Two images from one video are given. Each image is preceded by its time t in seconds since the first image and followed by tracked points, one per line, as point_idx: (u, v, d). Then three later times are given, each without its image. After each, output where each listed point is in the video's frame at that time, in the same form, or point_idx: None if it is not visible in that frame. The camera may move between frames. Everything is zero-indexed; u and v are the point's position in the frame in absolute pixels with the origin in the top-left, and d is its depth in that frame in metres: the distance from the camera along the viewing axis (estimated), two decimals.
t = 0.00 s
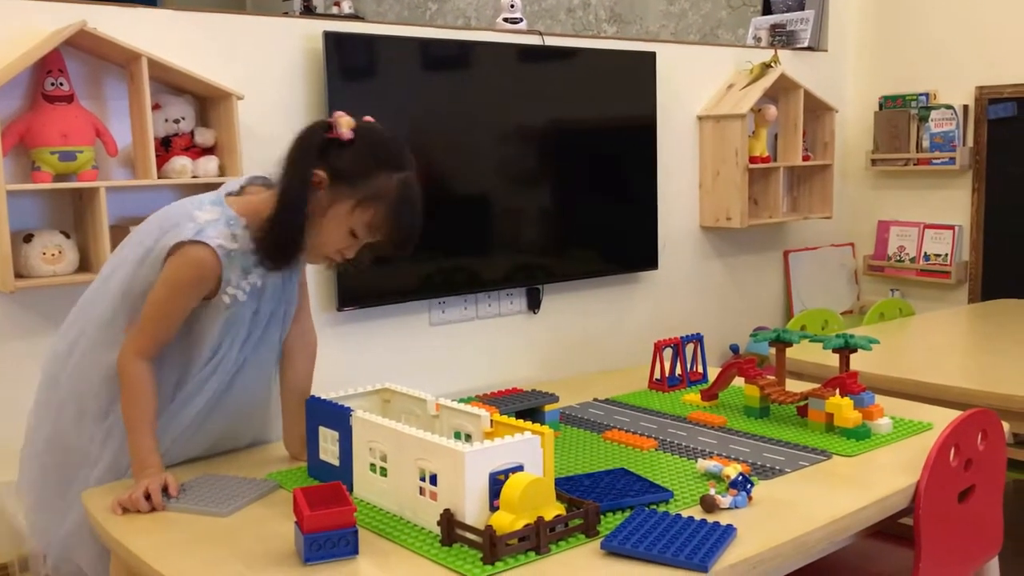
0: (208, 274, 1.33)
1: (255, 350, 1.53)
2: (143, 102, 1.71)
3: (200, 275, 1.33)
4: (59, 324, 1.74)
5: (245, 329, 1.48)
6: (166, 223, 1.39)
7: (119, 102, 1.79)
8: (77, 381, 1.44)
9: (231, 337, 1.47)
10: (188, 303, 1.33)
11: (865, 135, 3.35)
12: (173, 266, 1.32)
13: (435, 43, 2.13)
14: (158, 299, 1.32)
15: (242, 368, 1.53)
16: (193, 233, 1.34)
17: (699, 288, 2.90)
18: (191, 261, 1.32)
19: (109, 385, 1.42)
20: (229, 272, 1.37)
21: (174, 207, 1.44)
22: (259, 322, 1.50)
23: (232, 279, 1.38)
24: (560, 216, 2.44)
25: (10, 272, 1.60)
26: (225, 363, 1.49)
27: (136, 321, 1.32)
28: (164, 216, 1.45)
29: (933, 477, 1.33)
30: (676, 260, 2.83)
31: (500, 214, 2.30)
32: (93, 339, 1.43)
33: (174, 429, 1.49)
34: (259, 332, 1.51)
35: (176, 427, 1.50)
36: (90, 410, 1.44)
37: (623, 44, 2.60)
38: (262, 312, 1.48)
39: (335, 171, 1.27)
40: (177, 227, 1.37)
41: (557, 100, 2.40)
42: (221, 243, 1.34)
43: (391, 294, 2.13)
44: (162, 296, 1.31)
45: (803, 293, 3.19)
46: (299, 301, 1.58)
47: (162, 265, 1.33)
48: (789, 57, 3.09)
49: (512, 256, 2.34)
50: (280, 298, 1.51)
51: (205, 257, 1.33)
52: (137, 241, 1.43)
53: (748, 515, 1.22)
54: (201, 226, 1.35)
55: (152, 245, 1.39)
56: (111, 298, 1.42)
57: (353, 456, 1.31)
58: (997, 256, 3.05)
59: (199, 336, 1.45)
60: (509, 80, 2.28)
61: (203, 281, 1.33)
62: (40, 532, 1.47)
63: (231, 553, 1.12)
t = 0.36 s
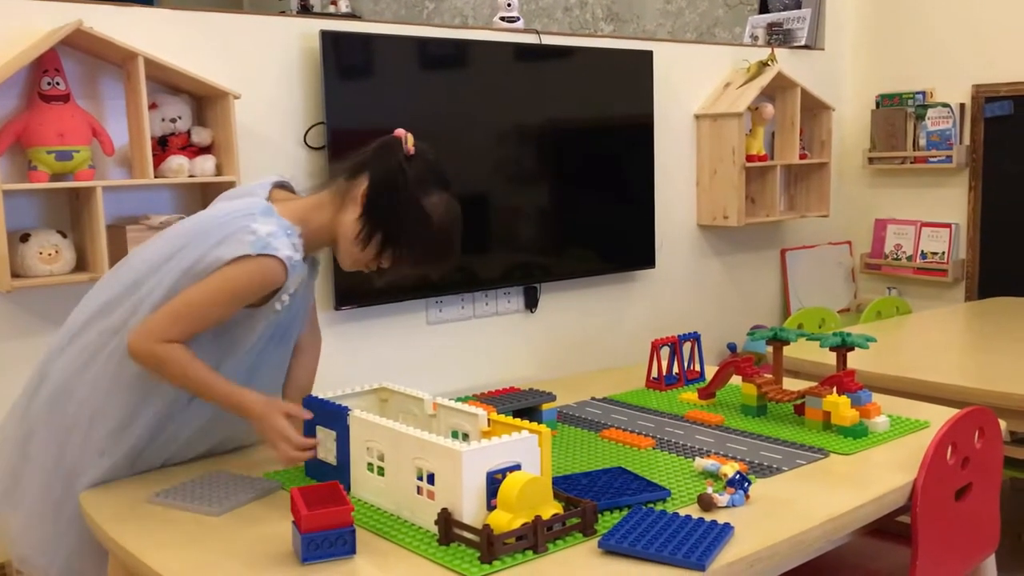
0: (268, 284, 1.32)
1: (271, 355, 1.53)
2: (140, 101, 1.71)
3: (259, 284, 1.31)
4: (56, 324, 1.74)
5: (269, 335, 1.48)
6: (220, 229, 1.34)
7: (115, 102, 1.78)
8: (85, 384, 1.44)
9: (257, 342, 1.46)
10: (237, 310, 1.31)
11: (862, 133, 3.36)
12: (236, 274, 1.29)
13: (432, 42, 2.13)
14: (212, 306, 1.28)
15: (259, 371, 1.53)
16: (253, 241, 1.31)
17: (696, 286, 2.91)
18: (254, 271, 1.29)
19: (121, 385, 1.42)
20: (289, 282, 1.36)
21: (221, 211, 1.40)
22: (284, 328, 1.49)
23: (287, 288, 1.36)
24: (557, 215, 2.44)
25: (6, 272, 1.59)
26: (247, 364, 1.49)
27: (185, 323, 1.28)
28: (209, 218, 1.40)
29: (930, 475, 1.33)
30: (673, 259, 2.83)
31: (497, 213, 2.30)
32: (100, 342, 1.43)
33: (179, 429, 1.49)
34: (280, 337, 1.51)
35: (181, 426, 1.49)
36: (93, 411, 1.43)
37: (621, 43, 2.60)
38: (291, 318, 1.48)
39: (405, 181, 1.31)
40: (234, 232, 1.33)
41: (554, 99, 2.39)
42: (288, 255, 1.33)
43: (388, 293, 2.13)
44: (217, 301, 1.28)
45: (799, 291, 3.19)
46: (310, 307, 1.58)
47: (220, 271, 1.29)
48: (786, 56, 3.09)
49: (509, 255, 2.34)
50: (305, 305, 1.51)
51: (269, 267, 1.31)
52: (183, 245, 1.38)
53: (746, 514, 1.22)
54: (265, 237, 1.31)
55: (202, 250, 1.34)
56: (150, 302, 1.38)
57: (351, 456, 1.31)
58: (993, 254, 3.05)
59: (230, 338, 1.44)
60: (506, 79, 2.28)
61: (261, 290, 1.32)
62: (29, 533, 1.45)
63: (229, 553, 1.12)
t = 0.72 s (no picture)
0: (279, 290, 1.32)
1: (275, 355, 1.54)
2: (138, 100, 1.71)
3: (270, 289, 1.31)
4: (54, 323, 1.74)
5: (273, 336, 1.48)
6: (230, 232, 1.34)
7: (114, 101, 1.78)
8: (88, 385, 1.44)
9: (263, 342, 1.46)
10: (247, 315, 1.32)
11: (861, 132, 3.36)
12: (248, 280, 1.29)
13: (431, 41, 2.13)
14: (224, 312, 1.29)
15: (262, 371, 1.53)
16: (264, 245, 1.31)
17: (695, 286, 2.90)
18: (264, 278, 1.30)
19: (124, 386, 1.42)
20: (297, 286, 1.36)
21: (230, 213, 1.40)
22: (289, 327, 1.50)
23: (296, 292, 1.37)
24: (556, 214, 2.44)
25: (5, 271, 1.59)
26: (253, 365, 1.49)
27: (196, 330, 1.29)
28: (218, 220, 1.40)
29: (928, 474, 1.33)
30: (672, 258, 2.83)
31: (496, 212, 2.30)
32: (105, 343, 1.43)
33: (182, 428, 1.50)
34: (284, 336, 1.52)
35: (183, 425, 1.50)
36: (96, 410, 1.43)
37: (620, 42, 2.60)
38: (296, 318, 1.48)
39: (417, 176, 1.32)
40: (243, 235, 1.33)
41: (553, 98, 2.39)
42: (298, 261, 1.33)
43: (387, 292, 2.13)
44: (228, 308, 1.28)
45: (798, 291, 3.19)
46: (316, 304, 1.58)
47: (231, 277, 1.29)
48: (785, 56, 3.09)
49: (508, 255, 2.34)
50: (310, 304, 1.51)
51: (280, 273, 1.31)
52: (193, 246, 1.37)
53: (744, 513, 1.22)
54: (275, 243, 1.32)
55: (213, 255, 1.34)
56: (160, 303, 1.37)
57: (349, 455, 1.31)
58: (992, 254, 3.05)
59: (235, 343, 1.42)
60: (505, 78, 2.28)
61: (272, 295, 1.32)
62: (28, 534, 1.44)
63: (226, 552, 1.12)
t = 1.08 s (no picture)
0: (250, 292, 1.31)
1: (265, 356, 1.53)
2: (136, 97, 1.71)
3: (239, 292, 1.30)
4: (52, 319, 1.73)
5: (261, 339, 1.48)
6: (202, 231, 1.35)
7: (112, 98, 1.78)
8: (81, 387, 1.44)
9: (247, 343, 1.45)
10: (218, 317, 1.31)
11: (859, 132, 3.36)
12: (214, 280, 1.28)
13: (430, 39, 2.13)
14: (192, 316, 1.28)
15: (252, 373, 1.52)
16: (232, 246, 1.30)
17: (693, 285, 2.91)
18: (230, 278, 1.29)
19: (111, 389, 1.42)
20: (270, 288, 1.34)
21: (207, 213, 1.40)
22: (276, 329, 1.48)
23: (270, 294, 1.35)
24: (555, 213, 2.44)
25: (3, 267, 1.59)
26: (238, 368, 1.48)
27: (166, 332, 1.29)
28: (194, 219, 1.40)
29: (926, 473, 1.34)
30: (671, 257, 2.83)
31: (494, 211, 2.30)
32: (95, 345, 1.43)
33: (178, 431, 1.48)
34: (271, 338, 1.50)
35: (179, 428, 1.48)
36: (90, 413, 1.43)
37: (619, 41, 2.60)
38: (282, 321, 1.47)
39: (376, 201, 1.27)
40: (215, 238, 1.33)
41: (552, 97, 2.39)
42: (265, 262, 1.32)
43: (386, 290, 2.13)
44: (194, 310, 1.28)
45: (796, 290, 3.20)
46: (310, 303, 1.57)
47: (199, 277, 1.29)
48: (784, 55, 3.09)
49: (506, 253, 2.34)
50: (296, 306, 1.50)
51: (247, 276, 1.30)
52: (168, 247, 1.38)
53: (742, 511, 1.22)
54: (243, 242, 1.31)
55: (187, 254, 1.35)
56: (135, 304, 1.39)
57: (347, 452, 1.31)
58: (990, 253, 3.05)
59: (215, 343, 1.44)
60: (504, 76, 2.28)
61: (242, 297, 1.31)
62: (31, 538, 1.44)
63: (225, 549, 1.12)
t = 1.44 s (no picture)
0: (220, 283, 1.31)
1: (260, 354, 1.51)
2: (135, 94, 1.71)
3: (209, 282, 1.30)
4: (51, 316, 1.73)
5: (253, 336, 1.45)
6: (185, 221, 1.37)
7: (111, 95, 1.78)
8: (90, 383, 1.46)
9: (234, 339, 1.43)
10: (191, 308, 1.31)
11: (858, 131, 3.37)
12: (183, 267, 1.30)
13: (429, 37, 2.13)
14: (163, 308, 1.29)
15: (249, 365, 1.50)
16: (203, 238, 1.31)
17: (692, 284, 2.91)
18: (198, 265, 1.29)
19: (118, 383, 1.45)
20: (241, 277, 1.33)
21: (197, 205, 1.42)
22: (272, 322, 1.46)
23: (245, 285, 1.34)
24: (554, 211, 2.44)
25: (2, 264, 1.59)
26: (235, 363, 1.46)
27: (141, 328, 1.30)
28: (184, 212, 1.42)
29: (924, 472, 1.34)
30: (669, 255, 2.83)
31: (493, 209, 2.30)
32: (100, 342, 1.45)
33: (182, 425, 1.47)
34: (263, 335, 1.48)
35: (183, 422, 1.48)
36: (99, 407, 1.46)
37: (618, 39, 2.60)
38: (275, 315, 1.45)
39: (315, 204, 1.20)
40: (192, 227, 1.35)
41: (551, 95, 2.39)
42: (233, 248, 1.31)
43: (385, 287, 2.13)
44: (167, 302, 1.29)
45: (795, 289, 3.20)
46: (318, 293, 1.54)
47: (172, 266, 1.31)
48: (783, 53, 3.09)
49: (505, 251, 2.34)
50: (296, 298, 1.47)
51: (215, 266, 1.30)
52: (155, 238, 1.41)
53: (741, 509, 1.22)
54: (216, 227, 1.32)
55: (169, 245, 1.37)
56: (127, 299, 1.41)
57: (346, 449, 1.31)
58: (988, 253, 3.06)
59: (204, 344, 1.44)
60: (502, 74, 2.27)
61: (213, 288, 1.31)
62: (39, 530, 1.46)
63: (224, 546, 1.12)
